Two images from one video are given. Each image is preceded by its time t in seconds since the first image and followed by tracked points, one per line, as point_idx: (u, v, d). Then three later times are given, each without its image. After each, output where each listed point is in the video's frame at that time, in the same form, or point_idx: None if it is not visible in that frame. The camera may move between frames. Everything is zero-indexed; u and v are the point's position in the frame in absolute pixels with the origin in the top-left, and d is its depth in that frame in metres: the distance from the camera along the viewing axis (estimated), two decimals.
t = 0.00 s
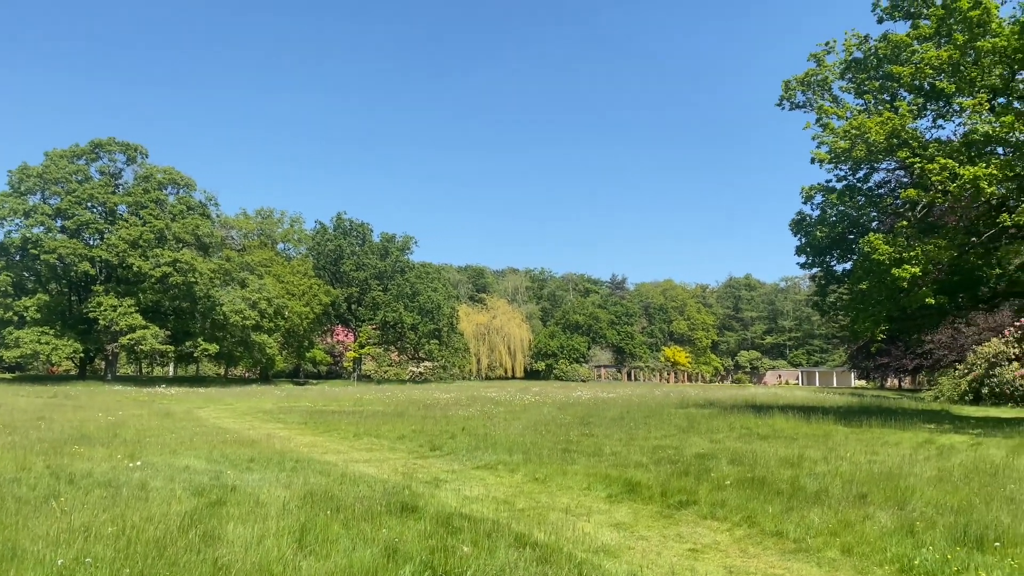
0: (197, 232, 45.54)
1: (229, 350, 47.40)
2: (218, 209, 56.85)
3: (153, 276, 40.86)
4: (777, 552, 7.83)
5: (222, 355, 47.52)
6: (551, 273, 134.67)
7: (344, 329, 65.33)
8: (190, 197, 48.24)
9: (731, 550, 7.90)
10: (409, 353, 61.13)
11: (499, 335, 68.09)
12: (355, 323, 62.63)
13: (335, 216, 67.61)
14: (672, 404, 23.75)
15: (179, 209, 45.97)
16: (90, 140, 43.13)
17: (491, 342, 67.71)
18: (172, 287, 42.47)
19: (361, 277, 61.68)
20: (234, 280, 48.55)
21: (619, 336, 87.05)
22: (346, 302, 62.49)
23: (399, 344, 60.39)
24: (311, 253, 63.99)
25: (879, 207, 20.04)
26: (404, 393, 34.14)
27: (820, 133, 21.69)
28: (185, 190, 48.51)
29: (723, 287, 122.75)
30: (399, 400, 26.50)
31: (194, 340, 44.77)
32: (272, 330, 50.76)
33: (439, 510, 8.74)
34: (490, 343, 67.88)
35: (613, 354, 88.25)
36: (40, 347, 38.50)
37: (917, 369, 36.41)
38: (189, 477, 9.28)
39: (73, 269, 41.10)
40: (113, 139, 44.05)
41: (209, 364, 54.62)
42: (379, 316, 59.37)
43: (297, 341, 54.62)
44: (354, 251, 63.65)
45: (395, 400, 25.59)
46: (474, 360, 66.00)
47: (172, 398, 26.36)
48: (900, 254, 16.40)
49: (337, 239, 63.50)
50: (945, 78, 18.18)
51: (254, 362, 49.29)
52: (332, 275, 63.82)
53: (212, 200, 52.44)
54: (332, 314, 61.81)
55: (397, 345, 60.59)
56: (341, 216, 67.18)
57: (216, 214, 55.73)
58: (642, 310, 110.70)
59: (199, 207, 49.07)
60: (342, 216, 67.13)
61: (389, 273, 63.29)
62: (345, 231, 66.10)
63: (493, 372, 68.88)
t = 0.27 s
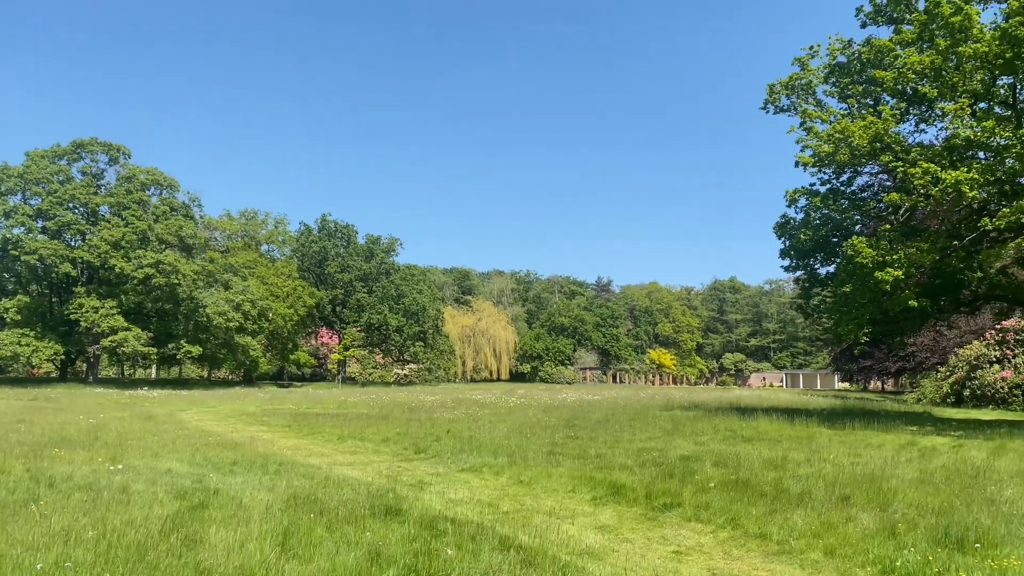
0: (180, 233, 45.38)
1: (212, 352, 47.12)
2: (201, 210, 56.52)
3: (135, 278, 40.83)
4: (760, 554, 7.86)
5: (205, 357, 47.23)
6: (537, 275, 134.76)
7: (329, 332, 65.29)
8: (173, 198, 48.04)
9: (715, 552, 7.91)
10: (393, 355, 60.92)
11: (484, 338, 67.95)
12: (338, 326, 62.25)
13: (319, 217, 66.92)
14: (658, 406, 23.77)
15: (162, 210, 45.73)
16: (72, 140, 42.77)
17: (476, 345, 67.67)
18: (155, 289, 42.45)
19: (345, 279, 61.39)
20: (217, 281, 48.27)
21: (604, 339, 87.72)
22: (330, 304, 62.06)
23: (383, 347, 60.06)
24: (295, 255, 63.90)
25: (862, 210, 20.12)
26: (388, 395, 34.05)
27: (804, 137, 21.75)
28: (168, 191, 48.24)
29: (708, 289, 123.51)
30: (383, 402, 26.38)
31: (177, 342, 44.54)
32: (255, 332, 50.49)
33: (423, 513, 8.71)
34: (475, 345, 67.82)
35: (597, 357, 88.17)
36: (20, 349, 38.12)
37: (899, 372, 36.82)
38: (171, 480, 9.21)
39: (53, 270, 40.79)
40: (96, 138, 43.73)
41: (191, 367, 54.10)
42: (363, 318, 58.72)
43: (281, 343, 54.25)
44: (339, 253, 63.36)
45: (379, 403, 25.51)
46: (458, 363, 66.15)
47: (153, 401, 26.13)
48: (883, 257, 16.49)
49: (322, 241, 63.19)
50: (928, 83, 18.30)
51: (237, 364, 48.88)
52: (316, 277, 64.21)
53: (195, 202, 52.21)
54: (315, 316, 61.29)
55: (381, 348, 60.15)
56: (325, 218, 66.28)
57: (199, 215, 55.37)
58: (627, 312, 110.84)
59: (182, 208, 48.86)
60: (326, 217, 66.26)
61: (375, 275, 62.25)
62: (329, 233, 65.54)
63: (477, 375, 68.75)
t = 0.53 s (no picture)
0: (165, 235, 45.17)
1: (197, 354, 47.34)
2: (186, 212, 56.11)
3: (119, 280, 40.59)
4: (745, 556, 7.89)
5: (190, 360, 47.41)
6: (524, 278, 134.85)
7: (314, 333, 65.26)
8: (157, 199, 47.80)
9: (700, 554, 7.93)
10: (380, 357, 61.16)
11: (471, 339, 68.05)
12: (325, 327, 62.86)
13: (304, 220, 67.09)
14: (644, 408, 23.81)
15: (146, 211, 45.47)
16: (55, 141, 42.42)
17: (462, 347, 67.74)
18: (139, 291, 42.22)
19: (331, 281, 61.05)
20: (203, 283, 48.65)
21: (591, 341, 88.28)
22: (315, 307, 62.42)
23: (370, 349, 60.49)
24: (281, 258, 63.65)
25: (846, 214, 20.13)
26: (374, 398, 33.96)
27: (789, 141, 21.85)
28: (152, 192, 47.99)
29: (693, 291, 124.13)
30: (369, 405, 26.27)
31: (161, 345, 44.17)
32: (240, 335, 50.17)
33: (409, 516, 8.69)
34: (461, 347, 67.89)
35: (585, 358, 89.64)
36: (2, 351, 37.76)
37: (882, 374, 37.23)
38: (154, 483, 9.14)
39: (36, 272, 40.43)
40: (79, 139, 43.42)
41: (175, 369, 53.63)
42: (350, 320, 59.31)
43: (267, 346, 53.92)
44: (324, 255, 63.18)
45: (364, 406, 25.41)
46: (446, 366, 66.38)
47: (135, 404, 25.93)
48: (867, 260, 16.61)
49: (309, 242, 63.17)
50: (911, 87, 18.42)
51: (223, 367, 48.50)
52: (302, 279, 63.91)
53: (179, 203, 51.89)
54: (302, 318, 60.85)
55: (368, 349, 60.64)
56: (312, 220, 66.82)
57: (184, 216, 54.89)
58: (612, 315, 111.08)
59: (166, 210, 48.63)
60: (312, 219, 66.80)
61: (361, 277, 62.66)
62: (316, 236, 65.87)
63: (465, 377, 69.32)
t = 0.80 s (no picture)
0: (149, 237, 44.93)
1: (182, 356, 46.85)
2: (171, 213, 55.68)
3: (102, 281, 40.32)
4: (729, 557, 7.93)
5: (174, 362, 46.78)
6: (511, 280, 134.81)
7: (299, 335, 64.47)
8: (142, 200, 47.56)
9: (684, 556, 7.97)
10: (366, 359, 61.26)
11: (458, 342, 68.00)
12: (310, 330, 62.70)
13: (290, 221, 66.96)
14: (630, 410, 23.86)
15: (130, 212, 45.20)
16: (38, 141, 42.06)
17: (450, 349, 67.61)
18: (123, 293, 41.93)
19: (317, 283, 60.92)
20: (187, 285, 47.89)
21: (577, 343, 88.55)
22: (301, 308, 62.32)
23: (356, 351, 60.71)
24: (266, 259, 63.34)
25: (830, 218, 20.00)
26: (359, 401, 33.82)
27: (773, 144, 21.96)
28: (137, 193, 47.73)
29: (679, 294, 124.59)
30: (354, 407, 26.16)
31: (145, 347, 43.65)
32: (225, 337, 49.79)
33: (394, 519, 8.68)
34: (449, 350, 67.75)
35: (571, 361, 90.08)
36: None
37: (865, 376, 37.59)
38: (137, 486, 9.08)
39: (18, 273, 40.08)
40: (63, 139, 43.08)
41: (159, 371, 53.07)
42: (335, 322, 59.31)
43: (252, 348, 53.43)
44: (310, 256, 63.02)
45: (350, 408, 25.29)
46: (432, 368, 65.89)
47: (119, 406, 25.69)
48: (850, 263, 16.76)
49: (295, 244, 63.02)
50: (893, 92, 18.52)
51: (207, 369, 48.10)
52: (288, 281, 63.50)
53: (164, 204, 51.56)
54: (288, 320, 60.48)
55: (354, 351, 60.84)
56: (297, 221, 66.25)
57: (170, 217, 54.38)
58: (599, 317, 111.05)
59: (151, 211, 48.45)
60: (297, 220, 66.24)
61: (347, 279, 62.60)
62: (301, 237, 65.83)
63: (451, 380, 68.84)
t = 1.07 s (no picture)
0: (130, 237, 44.54)
1: (163, 358, 45.83)
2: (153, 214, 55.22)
3: (82, 282, 40.02)
4: (710, 559, 7.96)
5: (156, 363, 45.93)
6: (495, 282, 134.97)
7: (282, 337, 64.10)
8: (123, 201, 47.27)
9: (666, 558, 7.99)
10: (349, 361, 60.98)
11: (441, 343, 67.01)
12: (293, 331, 62.53)
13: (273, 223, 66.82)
14: (613, 412, 23.88)
15: (112, 213, 44.90)
16: (18, 140, 41.66)
17: (433, 351, 66.54)
18: (103, 294, 41.59)
19: (300, 284, 60.89)
20: (169, 287, 46.99)
21: (561, 346, 88.64)
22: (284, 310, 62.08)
23: (339, 353, 60.22)
24: (249, 261, 62.98)
25: (812, 221, 20.41)
26: (342, 403, 33.74)
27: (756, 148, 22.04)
28: (118, 194, 47.43)
29: (662, 296, 125.11)
30: (337, 409, 26.04)
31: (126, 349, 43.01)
32: (207, 339, 49.43)
33: (376, 521, 8.66)
34: (432, 351, 66.60)
35: (555, 363, 90.30)
36: None
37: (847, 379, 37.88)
38: (116, 489, 9.00)
39: None
40: (43, 139, 42.71)
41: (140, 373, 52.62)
42: (318, 324, 59.24)
43: (234, 350, 53.01)
44: (293, 258, 62.80)
45: (333, 410, 25.20)
46: (415, 371, 64.88)
47: (99, 409, 25.46)
48: (831, 266, 16.91)
49: (278, 246, 62.82)
50: (875, 97, 18.48)
51: (189, 371, 47.68)
52: (270, 282, 63.25)
53: (146, 204, 51.19)
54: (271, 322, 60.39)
55: (336, 353, 60.24)
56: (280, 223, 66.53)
57: (151, 218, 53.89)
58: (583, 320, 111.08)
59: (133, 211, 48.12)
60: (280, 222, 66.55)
61: (330, 281, 62.82)
62: (284, 238, 65.75)
63: (435, 382, 67.89)
